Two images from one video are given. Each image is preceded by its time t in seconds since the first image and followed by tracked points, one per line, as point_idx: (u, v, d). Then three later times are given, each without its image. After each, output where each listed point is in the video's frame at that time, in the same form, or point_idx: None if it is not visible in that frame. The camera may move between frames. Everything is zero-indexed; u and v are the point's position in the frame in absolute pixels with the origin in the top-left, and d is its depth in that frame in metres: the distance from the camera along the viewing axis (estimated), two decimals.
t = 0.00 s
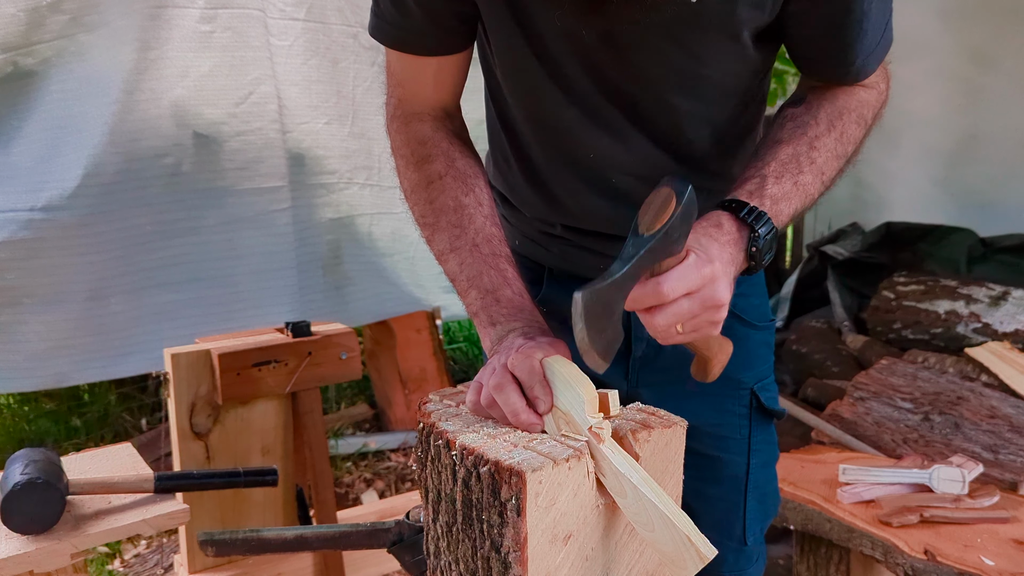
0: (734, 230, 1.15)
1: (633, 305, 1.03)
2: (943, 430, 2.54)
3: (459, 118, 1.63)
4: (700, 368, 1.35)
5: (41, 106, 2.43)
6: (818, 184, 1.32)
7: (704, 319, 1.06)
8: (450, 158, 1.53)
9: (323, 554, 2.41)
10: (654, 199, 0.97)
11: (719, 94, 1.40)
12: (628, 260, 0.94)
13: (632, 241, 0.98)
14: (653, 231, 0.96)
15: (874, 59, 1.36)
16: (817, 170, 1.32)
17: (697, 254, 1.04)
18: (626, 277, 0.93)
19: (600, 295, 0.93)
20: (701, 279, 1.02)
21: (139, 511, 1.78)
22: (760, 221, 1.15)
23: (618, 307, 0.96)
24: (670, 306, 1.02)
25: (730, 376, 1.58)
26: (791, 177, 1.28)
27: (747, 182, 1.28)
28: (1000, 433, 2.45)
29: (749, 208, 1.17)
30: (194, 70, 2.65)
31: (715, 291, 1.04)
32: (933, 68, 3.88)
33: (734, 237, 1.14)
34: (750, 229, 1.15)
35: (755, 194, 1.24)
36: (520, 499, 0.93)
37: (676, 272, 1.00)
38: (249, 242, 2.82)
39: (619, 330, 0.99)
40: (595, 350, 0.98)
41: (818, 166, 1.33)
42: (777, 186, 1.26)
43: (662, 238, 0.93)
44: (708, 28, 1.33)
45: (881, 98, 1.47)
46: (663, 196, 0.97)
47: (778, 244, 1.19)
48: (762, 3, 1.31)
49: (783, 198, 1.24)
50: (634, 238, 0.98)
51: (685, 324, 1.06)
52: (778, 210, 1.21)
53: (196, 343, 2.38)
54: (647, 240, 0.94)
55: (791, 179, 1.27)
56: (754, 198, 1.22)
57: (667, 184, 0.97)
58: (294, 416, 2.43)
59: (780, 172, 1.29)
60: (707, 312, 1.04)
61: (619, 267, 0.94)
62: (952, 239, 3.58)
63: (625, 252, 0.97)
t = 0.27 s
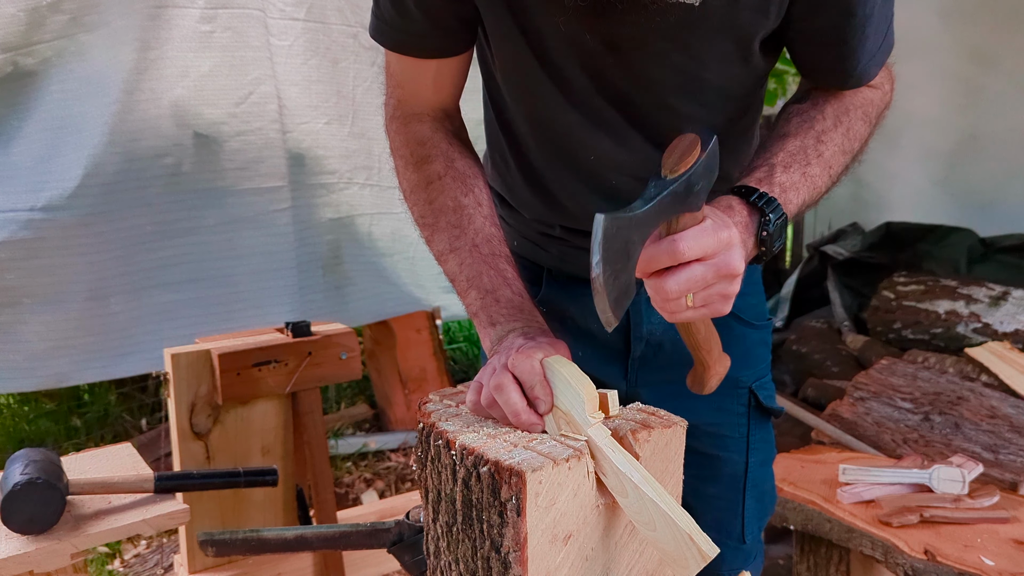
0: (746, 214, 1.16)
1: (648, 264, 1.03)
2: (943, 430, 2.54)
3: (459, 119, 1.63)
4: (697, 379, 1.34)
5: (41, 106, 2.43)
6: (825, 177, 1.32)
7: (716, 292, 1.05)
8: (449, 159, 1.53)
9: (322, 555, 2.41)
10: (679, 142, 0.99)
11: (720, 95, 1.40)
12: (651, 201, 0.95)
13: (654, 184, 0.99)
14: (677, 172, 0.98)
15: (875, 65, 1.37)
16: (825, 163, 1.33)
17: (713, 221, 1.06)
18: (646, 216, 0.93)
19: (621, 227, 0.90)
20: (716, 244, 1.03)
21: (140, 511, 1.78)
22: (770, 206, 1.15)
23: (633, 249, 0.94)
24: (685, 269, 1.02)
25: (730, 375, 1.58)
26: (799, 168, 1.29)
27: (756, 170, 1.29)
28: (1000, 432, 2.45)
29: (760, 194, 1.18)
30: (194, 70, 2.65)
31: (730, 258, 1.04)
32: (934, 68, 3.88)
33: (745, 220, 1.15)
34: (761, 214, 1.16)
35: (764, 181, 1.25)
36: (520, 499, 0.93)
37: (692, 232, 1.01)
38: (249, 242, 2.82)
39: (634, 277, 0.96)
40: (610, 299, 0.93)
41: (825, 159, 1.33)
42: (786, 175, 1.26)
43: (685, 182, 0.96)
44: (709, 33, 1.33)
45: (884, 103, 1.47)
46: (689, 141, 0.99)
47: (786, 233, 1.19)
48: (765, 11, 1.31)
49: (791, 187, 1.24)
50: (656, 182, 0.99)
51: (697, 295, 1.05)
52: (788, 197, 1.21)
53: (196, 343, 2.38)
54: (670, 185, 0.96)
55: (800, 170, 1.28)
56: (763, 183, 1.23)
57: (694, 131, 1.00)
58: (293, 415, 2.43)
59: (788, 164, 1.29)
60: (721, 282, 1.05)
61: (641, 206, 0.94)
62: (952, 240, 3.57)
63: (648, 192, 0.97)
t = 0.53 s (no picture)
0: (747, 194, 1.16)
1: (650, 236, 1.03)
2: (943, 430, 2.54)
3: (458, 119, 1.63)
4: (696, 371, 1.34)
5: (41, 105, 2.43)
6: (824, 166, 1.32)
7: (721, 267, 1.05)
8: (448, 159, 1.53)
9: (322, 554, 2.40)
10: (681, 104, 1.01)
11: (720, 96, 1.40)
12: (656, 157, 0.97)
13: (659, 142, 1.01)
14: (681, 130, 0.99)
15: (873, 63, 1.37)
16: (824, 152, 1.33)
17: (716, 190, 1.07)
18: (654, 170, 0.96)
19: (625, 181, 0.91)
20: (720, 215, 1.03)
21: (140, 511, 1.78)
22: (771, 189, 1.15)
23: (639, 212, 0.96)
24: (688, 240, 1.02)
25: (730, 375, 1.58)
26: (800, 155, 1.29)
27: (756, 156, 1.30)
28: (1000, 432, 2.45)
29: (761, 175, 1.18)
30: (194, 70, 2.65)
31: (733, 229, 1.04)
32: (933, 68, 3.88)
33: (746, 200, 1.15)
34: (760, 194, 1.16)
35: (764, 165, 1.25)
36: (520, 499, 0.93)
37: (695, 199, 1.01)
38: (249, 242, 2.82)
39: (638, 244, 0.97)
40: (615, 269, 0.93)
41: (825, 149, 1.33)
42: (786, 161, 1.27)
43: (689, 142, 0.98)
44: (709, 33, 1.33)
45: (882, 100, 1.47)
46: (691, 102, 1.01)
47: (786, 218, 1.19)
48: (765, 9, 1.31)
49: (791, 172, 1.24)
50: (661, 141, 1.01)
51: (701, 271, 1.05)
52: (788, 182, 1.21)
53: (195, 343, 2.38)
54: (675, 141, 0.98)
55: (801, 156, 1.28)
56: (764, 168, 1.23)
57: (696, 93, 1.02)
58: (294, 416, 2.43)
59: (789, 151, 1.29)
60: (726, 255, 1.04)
61: (648, 161, 0.97)
62: (952, 239, 3.59)
63: (653, 150, 1.00)
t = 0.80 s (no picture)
0: (754, 193, 1.16)
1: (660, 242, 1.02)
2: (943, 430, 2.54)
3: (458, 119, 1.63)
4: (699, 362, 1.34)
5: (41, 105, 2.43)
6: (829, 165, 1.32)
7: (728, 274, 1.05)
8: (448, 159, 1.53)
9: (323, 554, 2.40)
10: (692, 112, 1.01)
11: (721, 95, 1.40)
12: (668, 169, 0.96)
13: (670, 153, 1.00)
14: (692, 142, 0.99)
15: (874, 60, 1.37)
16: (829, 151, 1.32)
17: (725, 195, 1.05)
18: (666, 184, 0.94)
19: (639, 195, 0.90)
20: (728, 225, 1.03)
21: (140, 511, 1.78)
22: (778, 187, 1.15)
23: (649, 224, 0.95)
24: (696, 249, 1.01)
25: (731, 375, 1.58)
26: (805, 153, 1.28)
27: (761, 153, 1.29)
28: (1000, 432, 2.45)
29: (768, 174, 1.18)
30: (194, 70, 2.65)
31: (741, 235, 1.04)
32: (933, 68, 3.89)
33: (753, 200, 1.15)
34: (767, 194, 1.15)
35: (770, 163, 1.25)
36: (520, 499, 0.93)
37: (704, 207, 1.01)
38: (249, 242, 2.82)
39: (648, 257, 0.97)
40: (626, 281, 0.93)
41: (830, 147, 1.33)
42: (791, 159, 1.26)
43: (699, 151, 0.97)
44: (709, 32, 1.33)
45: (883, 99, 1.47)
46: (700, 111, 1.01)
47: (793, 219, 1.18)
48: (766, 8, 1.31)
49: (797, 171, 1.24)
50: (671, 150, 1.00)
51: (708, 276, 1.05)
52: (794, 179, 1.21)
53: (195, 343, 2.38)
54: (686, 152, 0.97)
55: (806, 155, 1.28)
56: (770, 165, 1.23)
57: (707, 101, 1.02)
58: (294, 416, 2.43)
59: (793, 149, 1.29)
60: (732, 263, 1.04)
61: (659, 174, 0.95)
62: (952, 239, 3.58)
63: (663, 160, 0.98)
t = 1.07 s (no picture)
0: (744, 199, 1.16)
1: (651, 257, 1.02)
2: (943, 430, 2.54)
3: (458, 119, 1.63)
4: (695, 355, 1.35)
5: (41, 105, 2.43)
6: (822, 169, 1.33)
7: (719, 284, 1.06)
8: (447, 159, 1.53)
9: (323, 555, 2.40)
10: (679, 135, 0.99)
11: (721, 96, 1.40)
12: (654, 197, 0.94)
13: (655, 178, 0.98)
14: (678, 166, 0.97)
15: (874, 61, 1.37)
16: (823, 154, 1.33)
17: (714, 211, 1.05)
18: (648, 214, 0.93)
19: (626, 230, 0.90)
20: (717, 235, 1.03)
21: (140, 511, 1.78)
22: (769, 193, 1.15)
23: (638, 248, 0.94)
24: (686, 264, 1.02)
25: (733, 375, 1.58)
26: (798, 157, 1.29)
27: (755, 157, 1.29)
28: (1000, 433, 2.45)
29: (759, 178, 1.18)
30: (194, 70, 2.65)
31: (731, 249, 1.04)
32: (933, 68, 3.88)
33: (743, 207, 1.14)
34: (758, 200, 1.15)
35: (763, 168, 1.25)
36: (520, 499, 0.92)
37: (692, 226, 1.01)
38: (249, 242, 2.82)
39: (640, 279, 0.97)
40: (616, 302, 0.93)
41: (824, 150, 1.33)
42: (784, 164, 1.26)
43: (686, 175, 0.95)
44: (710, 33, 1.33)
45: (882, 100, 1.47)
46: (686, 133, 0.99)
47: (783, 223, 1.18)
48: (766, 9, 1.31)
49: (789, 175, 1.25)
50: (657, 175, 0.98)
51: (699, 287, 1.05)
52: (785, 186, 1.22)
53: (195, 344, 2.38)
54: (671, 176, 0.96)
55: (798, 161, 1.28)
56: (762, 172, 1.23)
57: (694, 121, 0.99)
58: (294, 416, 2.43)
59: (786, 154, 1.29)
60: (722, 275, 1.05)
61: (645, 203, 0.94)
62: (952, 238, 3.60)
63: (650, 187, 0.97)
